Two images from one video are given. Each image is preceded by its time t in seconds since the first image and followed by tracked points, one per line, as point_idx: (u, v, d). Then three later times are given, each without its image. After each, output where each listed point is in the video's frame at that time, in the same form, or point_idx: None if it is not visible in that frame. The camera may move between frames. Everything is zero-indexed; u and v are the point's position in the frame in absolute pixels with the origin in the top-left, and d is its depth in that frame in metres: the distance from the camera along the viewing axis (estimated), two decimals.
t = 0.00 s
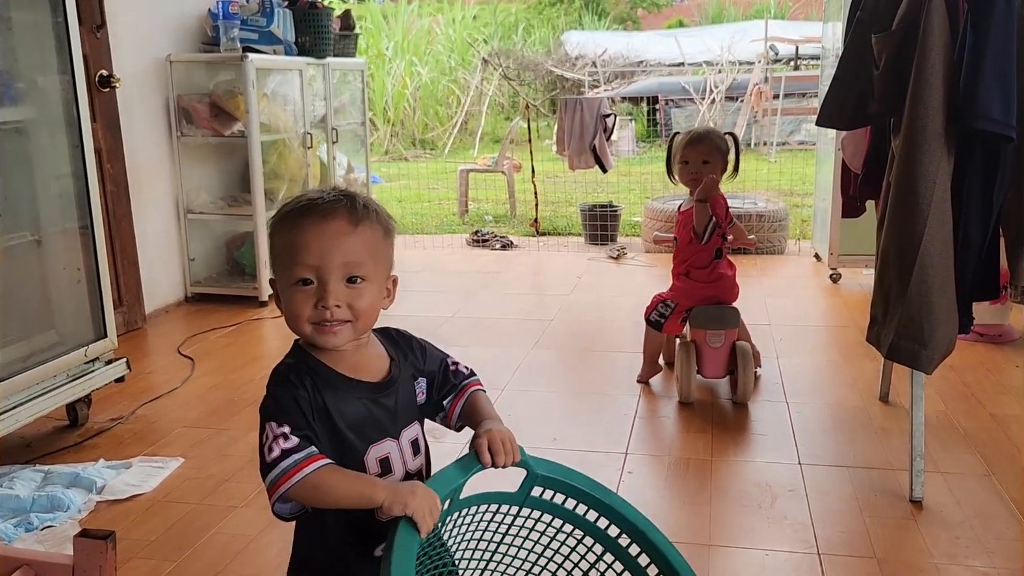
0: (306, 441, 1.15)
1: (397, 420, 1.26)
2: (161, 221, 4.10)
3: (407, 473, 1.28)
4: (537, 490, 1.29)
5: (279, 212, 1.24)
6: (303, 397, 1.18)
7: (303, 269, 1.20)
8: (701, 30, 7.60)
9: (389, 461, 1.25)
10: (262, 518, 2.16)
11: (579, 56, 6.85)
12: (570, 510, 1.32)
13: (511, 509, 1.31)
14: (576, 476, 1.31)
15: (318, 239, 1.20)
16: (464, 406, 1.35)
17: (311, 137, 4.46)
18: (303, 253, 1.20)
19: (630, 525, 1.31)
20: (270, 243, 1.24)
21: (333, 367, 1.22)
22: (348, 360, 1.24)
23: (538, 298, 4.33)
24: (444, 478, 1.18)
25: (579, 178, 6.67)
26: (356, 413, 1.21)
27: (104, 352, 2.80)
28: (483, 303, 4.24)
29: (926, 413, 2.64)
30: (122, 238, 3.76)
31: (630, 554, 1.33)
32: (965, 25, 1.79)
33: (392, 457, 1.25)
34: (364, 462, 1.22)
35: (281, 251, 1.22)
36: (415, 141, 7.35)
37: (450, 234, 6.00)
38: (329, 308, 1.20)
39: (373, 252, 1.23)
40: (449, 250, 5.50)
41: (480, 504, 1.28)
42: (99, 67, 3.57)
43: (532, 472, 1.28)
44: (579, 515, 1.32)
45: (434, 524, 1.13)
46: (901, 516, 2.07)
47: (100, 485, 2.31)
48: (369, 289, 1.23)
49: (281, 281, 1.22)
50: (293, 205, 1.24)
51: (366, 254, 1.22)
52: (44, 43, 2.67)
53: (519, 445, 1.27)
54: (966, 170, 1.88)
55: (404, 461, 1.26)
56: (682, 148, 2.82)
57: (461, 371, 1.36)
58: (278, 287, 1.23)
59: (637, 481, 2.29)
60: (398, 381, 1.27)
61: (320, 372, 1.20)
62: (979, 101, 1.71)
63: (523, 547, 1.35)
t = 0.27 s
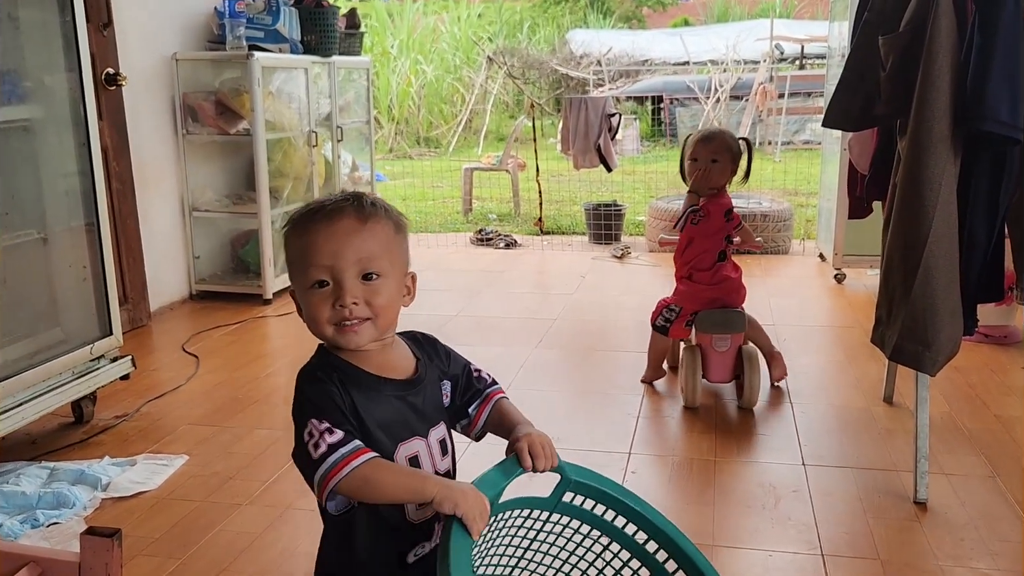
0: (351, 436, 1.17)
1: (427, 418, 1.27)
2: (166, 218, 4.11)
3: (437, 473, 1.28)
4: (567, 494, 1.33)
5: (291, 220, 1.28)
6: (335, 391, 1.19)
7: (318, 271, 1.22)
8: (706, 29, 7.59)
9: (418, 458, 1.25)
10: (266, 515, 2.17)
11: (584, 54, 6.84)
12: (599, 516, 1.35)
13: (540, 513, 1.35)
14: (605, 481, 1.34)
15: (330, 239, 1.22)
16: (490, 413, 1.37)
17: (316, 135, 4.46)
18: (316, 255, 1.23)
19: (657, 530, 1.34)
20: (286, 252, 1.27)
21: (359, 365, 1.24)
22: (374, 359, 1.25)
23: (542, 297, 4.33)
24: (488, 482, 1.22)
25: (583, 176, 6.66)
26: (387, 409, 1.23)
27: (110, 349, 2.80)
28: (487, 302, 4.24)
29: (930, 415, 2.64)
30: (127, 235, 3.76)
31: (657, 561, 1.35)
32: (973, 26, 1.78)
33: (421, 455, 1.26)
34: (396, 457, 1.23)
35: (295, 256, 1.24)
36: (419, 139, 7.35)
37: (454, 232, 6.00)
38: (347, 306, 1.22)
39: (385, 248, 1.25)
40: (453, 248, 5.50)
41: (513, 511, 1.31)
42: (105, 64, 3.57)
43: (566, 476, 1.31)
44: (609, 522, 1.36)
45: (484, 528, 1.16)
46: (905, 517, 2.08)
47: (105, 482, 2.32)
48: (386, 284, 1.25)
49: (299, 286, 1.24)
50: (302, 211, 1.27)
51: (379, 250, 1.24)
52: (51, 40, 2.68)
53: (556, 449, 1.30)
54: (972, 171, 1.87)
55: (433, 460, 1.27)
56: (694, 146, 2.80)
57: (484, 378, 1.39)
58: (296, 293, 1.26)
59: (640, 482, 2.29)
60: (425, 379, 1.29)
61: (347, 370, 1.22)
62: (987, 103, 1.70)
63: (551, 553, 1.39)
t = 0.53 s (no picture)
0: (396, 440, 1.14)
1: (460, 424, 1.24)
2: (170, 218, 4.13)
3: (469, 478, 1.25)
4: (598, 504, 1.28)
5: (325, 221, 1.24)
6: (374, 394, 1.17)
7: (354, 271, 1.19)
8: (712, 31, 7.59)
9: (452, 463, 1.23)
10: (266, 514, 2.18)
11: (590, 56, 6.84)
12: (622, 525, 1.31)
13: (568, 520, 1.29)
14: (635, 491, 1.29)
15: (366, 240, 1.19)
16: (529, 415, 1.33)
17: (321, 135, 4.47)
18: (352, 255, 1.19)
19: (682, 546, 1.31)
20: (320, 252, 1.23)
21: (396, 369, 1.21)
22: (409, 363, 1.22)
23: (545, 298, 4.33)
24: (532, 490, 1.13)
25: (587, 178, 6.67)
26: (424, 413, 1.20)
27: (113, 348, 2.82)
28: (490, 302, 4.24)
29: (932, 417, 2.64)
30: (132, 235, 3.78)
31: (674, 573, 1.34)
32: (975, 31, 1.78)
33: (455, 461, 1.23)
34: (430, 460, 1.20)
35: (330, 256, 1.20)
36: (424, 140, 7.37)
37: (458, 233, 6.01)
38: (383, 308, 1.18)
39: (422, 250, 1.21)
40: (457, 249, 5.51)
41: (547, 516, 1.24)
42: (110, 64, 3.59)
43: (602, 485, 1.25)
44: (631, 531, 1.32)
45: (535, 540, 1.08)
46: (904, 520, 2.08)
47: (107, 480, 2.33)
48: (422, 287, 1.21)
49: (334, 287, 1.21)
50: (337, 211, 1.23)
51: (415, 251, 1.20)
52: (56, 39, 2.69)
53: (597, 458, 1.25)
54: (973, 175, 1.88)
55: (466, 465, 1.24)
56: (696, 149, 2.79)
57: (520, 381, 1.35)
58: (331, 293, 1.22)
59: (640, 484, 2.29)
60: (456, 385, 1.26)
61: (385, 372, 1.19)
62: (988, 106, 1.70)
63: (568, 556, 1.34)
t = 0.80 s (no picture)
0: (377, 486, 1.14)
1: (454, 468, 1.23)
2: (174, 220, 4.14)
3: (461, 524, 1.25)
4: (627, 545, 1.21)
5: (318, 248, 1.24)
6: (357, 439, 1.17)
7: (346, 299, 1.19)
8: (716, 36, 7.60)
9: (443, 509, 1.23)
10: (267, 516, 2.19)
11: (594, 60, 6.86)
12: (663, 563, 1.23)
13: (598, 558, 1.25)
14: (674, 529, 1.20)
15: (359, 266, 1.20)
16: (544, 452, 1.32)
17: (324, 139, 4.49)
18: (344, 282, 1.19)
19: None
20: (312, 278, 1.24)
21: (385, 410, 1.21)
22: (399, 401, 1.22)
23: (548, 302, 4.34)
24: (528, 543, 1.10)
25: (590, 182, 6.69)
26: (410, 459, 1.19)
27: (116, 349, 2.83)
28: (492, 306, 4.26)
29: (931, 423, 2.64)
30: (136, 236, 3.80)
31: None
32: (975, 38, 1.79)
33: (446, 508, 1.23)
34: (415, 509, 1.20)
35: (323, 284, 1.21)
36: (428, 143, 7.39)
37: (460, 236, 6.03)
38: (373, 337, 1.18)
39: (416, 276, 1.22)
40: (459, 252, 5.52)
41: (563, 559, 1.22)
42: (116, 67, 3.61)
43: (627, 529, 1.19)
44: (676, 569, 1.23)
45: None
46: (903, 526, 2.08)
47: (109, 481, 2.34)
48: (416, 315, 1.21)
49: (325, 316, 1.21)
50: (330, 239, 1.25)
51: (410, 277, 1.21)
52: (61, 42, 2.70)
53: (614, 502, 1.19)
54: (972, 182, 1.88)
55: (458, 511, 1.24)
56: (693, 156, 2.81)
57: (534, 416, 1.33)
58: (323, 324, 1.22)
59: (640, 487, 2.30)
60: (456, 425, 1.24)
61: (370, 416, 1.19)
62: (988, 113, 1.71)
63: None
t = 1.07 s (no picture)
0: (422, 484, 1.17)
1: (510, 465, 1.24)
2: (179, 225, 4.16)
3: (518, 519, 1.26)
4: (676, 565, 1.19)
5: (377, 256, 1.23)
6: (412, 439, 1.19)
7: (408, 315, 1.19)
8: (721, 42, 7.61)
9: (498, 504, 1.24)
10: (269, 520, 2.20)
11: (599, 67, 6.87)
12: None
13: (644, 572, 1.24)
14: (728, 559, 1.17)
15: (419, 283, 1.18)
16: (605, 453, 1.31)
17: (328, 144, 4.51)
18: (405, 299, 1.19)
19: None
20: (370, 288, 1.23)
21: (443, 409, 1.22)
22: (461, 405, 1.23)
23: (551, 308, 4.34)
24: (569, 541, 1.11)
25: (594, 188, 6.70)
26: (465, 456, 1.21)
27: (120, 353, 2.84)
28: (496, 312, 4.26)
29: (933, 430, 2.64)
30: (141, 241, 3.82)
31: None
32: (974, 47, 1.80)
33: (501, 501, 1.24)
34: (471, 504, 1.22)
35: (383, 297, 1.21)
36: (433, 148, 7.42)
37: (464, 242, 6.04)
38: (438, 353, 1.18)
39: (477, 289, 1.21)
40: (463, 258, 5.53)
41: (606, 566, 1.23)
42: (121, 73, 3.64)
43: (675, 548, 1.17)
44: None
45: None
46: (904, 533, 2.08)
47: (113, 484, 2.36)
48: (478, 327, 1.21)
49: (388, 328, 1.21)
50: (387, 247, 1.22)
51: (471, 292, 1.20)
52: (68, 46, 2.73)
53: (665, 517, 1.18)
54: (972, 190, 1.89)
55: (514, 506, 1.25)
56: (692, 163, 2.81)
57: (596, 417, 1.32)
58: (384, 333, 1.22)
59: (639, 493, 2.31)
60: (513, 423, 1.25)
61: (428, 416, 1.21)
62: (986, 121, 1.72)
63: None
